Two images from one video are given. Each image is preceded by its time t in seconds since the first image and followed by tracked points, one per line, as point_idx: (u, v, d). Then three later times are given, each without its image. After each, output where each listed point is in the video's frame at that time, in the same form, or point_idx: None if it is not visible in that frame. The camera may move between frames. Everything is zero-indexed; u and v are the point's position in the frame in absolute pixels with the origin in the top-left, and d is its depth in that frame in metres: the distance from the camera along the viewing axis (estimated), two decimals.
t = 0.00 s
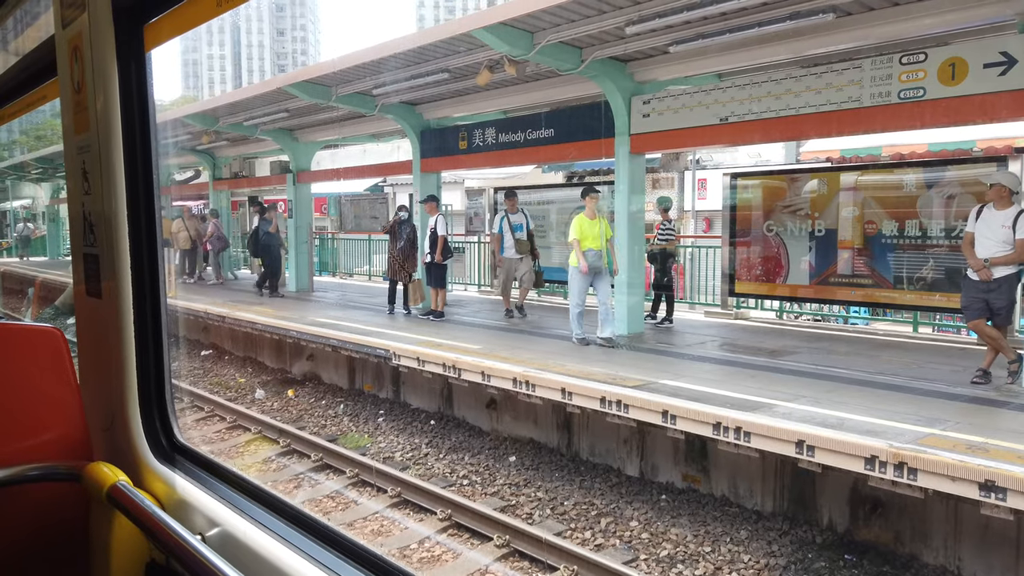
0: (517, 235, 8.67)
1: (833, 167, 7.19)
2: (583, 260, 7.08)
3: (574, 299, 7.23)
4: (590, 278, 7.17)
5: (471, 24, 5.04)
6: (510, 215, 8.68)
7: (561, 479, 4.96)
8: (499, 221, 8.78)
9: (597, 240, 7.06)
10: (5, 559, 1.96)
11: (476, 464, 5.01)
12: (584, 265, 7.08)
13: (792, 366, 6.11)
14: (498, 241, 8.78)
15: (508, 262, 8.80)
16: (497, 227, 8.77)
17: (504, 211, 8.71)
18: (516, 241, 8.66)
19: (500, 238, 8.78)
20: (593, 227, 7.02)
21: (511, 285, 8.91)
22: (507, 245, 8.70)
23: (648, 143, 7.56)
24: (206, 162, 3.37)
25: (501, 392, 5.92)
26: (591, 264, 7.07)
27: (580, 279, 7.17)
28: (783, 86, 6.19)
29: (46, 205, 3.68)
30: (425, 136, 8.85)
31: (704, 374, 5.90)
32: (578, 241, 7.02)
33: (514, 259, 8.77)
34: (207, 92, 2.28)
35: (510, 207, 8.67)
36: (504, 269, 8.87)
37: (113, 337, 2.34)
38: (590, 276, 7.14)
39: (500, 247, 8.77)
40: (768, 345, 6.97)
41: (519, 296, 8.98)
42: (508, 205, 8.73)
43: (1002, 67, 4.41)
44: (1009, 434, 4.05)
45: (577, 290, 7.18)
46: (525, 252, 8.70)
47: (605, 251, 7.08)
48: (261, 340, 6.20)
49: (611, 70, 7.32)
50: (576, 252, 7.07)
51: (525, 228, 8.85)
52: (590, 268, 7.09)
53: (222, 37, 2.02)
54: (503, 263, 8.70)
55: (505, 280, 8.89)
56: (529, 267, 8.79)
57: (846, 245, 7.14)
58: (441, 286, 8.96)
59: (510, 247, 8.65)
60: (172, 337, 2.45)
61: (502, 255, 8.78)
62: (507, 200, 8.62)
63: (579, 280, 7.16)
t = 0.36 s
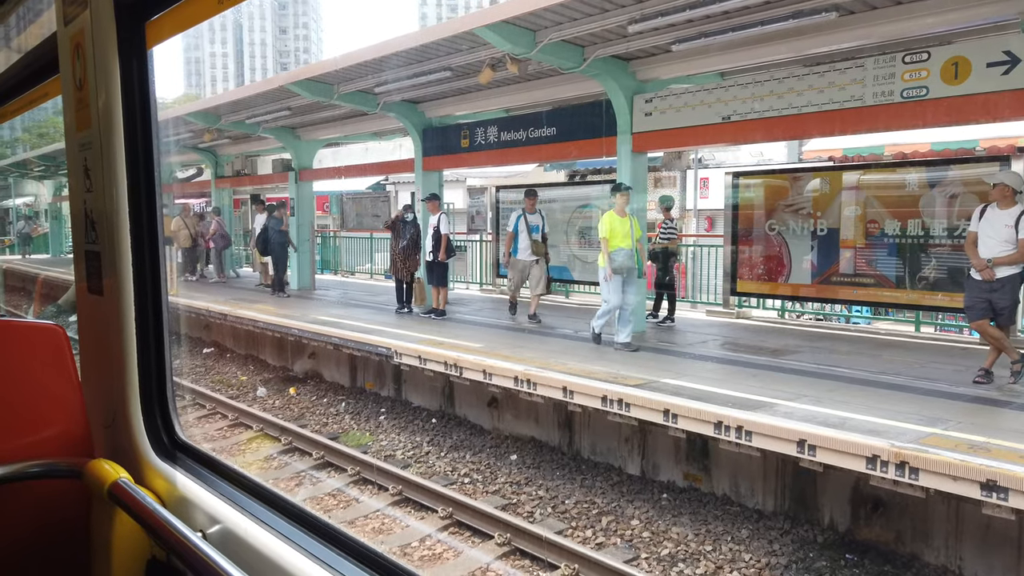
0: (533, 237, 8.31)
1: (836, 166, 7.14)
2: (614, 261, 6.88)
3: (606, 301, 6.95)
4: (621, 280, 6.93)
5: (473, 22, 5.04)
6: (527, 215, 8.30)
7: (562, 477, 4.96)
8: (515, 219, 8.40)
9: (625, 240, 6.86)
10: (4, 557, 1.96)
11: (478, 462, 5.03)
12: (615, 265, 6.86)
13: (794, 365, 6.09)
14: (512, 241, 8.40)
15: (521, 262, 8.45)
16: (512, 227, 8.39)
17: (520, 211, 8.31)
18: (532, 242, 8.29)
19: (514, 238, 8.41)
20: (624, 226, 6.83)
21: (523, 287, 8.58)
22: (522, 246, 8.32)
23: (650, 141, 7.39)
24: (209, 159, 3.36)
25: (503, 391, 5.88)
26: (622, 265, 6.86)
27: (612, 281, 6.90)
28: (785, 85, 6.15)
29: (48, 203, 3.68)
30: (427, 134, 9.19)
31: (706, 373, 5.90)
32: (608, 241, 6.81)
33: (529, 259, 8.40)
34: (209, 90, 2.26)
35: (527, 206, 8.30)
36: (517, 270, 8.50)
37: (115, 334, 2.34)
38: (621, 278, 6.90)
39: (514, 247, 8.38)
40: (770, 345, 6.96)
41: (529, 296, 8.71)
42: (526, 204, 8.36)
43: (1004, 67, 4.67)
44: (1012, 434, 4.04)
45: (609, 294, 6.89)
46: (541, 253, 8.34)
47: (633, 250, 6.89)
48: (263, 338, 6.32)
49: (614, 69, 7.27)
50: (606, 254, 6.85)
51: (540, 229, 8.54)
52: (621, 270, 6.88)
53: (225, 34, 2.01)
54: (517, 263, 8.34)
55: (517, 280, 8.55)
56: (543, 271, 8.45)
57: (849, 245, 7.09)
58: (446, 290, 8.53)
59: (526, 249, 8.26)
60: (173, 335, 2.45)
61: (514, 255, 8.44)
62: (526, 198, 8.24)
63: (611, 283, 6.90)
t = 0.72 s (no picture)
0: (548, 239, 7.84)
1: (838, 166, 7.11)
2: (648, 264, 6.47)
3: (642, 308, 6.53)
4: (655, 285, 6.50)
5: (475, 21, 5.04)
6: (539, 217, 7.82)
7: (563, 477, 4.97)
8: (528, 221, 7.92)
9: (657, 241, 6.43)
10: (5, 555, 1.95)
11: (479, 462, 5.03)
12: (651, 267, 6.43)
13: (796, 366, 6.09)
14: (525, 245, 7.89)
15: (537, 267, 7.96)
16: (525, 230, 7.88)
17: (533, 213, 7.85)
18: (547, 245, 7.81)
19: (528, 241, 7.90)
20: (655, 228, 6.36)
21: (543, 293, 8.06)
22: (536, 250, 7.85)
23: (653, 141, 7.38)
24: (211, 158, 3.37)
25: (505, 391, 5.88)
26: (656, 268, 6.40)
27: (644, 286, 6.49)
28: (787, 85, 6.12)
29: (51, 202, 3.69)
30: (430, 134, 9.22)
31: (708, 373, 5.90)
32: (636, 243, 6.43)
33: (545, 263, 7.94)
34: (211, 90, 2.26)
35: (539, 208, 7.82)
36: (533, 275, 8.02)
37: (119, 333, 2.34)
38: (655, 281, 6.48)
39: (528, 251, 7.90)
40: (772, 345, 6.96)
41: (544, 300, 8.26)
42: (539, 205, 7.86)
43: (1008, 67, 4.69)
44: (1013, 435, 4.05)
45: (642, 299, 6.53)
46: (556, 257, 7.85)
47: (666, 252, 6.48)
48: (265, 338, 6.40)
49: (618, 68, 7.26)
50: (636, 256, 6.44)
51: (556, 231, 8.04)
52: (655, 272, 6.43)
53: (227, 34, 2.02)
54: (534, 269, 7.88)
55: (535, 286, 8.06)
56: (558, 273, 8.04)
57: (851, 245, 7.07)
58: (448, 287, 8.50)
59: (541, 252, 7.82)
60: (177, 334, 2.45)
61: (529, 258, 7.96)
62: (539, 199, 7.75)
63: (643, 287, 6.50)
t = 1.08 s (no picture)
0: (563, 239, 7.61)
1: (839, 166, 7.09)
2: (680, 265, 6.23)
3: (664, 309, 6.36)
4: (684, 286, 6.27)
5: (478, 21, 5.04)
6: (555, 215, 7.60)
7: (564, 477, 4.97)
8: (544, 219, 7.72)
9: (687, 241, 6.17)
10: (7, 555, 1.95)
11: (480, 462, 5.02)
12: (678, 268, 6.23)
13: (797, 366, 6.10)
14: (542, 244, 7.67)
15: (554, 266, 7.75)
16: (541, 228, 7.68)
17: (549, 211, 7.62)
18: (563, 244, 7.59)
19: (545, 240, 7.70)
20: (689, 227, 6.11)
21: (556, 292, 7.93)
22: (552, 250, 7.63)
23: (653, 142, 7.50)
24: (212, 158, 3.37)
25: (506, 391, 5.88)
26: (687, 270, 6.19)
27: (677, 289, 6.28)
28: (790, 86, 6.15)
29: (53, 201, 3.68)
30: (431, 134, 8.86)
31: (709, 373, 5.90)
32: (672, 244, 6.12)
33: (559, 263, 7.73)
34: (213, 88, 2.27)
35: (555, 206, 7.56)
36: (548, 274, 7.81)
37: (120, 333, 2.34)
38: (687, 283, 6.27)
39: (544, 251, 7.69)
40: (773, 345, 6.96)
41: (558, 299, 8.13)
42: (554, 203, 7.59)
43: (1010, 68, 4.72)
44: (1015, 436, 4.05)
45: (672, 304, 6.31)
46: (571, 257, 7.66)
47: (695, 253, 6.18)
48: (267, 337, 6.35)
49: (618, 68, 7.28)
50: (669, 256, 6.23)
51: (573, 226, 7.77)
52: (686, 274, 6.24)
53: (229, 34, 2.02)
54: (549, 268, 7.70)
55: (547, 281, 7.85)
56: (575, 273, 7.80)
57: (852, 245, 7.06)
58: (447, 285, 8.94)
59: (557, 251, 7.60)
60: (179, 333, 2.46)
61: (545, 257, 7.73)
62: (555, 197, 7.47)
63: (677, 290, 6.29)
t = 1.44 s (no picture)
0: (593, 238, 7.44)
1: (841, 166, 7.10)
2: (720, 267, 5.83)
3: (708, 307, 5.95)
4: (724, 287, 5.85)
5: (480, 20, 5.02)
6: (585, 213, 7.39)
7: (564, 477, 4.98)
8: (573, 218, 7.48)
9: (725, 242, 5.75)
10: (7, 554, 1.95)
11: (482, 461, 5.02)
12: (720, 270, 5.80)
13: (798, 366, 6.11)
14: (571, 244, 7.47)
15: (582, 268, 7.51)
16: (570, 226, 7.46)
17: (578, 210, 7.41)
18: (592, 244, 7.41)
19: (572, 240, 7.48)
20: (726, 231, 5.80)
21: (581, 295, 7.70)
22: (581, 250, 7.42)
23: (654, 142, 7.48)
24: (214, 157, 3.37)
25: (507, 391, 5.87)
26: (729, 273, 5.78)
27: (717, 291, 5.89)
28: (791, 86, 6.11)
29: (55, 200, 3.68)
30: (433, 133, 9.24)
31: (710, 373, 5.89)
32: (706, 244, 5.78)
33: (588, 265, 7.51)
34: (215, 88, 2.28)
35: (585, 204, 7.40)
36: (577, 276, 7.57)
37: (123, 332, 2.35)
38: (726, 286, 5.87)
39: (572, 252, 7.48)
40: (774, 345, 6.96)
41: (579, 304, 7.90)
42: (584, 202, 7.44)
43: (1013, 68, 4.74)
44: (1016, 436, 4.04)
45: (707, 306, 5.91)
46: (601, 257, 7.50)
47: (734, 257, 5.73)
48: (268, 336, 6.35)
49: (620, 67, 7.27)
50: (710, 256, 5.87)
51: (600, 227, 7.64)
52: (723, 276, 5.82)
53: (231, 34, 2.02)
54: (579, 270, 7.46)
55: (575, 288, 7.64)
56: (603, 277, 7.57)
57: (856, 245, 7.04)
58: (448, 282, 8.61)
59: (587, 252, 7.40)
60: (181, 332, 2.46)
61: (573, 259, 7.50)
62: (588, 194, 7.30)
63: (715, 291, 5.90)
